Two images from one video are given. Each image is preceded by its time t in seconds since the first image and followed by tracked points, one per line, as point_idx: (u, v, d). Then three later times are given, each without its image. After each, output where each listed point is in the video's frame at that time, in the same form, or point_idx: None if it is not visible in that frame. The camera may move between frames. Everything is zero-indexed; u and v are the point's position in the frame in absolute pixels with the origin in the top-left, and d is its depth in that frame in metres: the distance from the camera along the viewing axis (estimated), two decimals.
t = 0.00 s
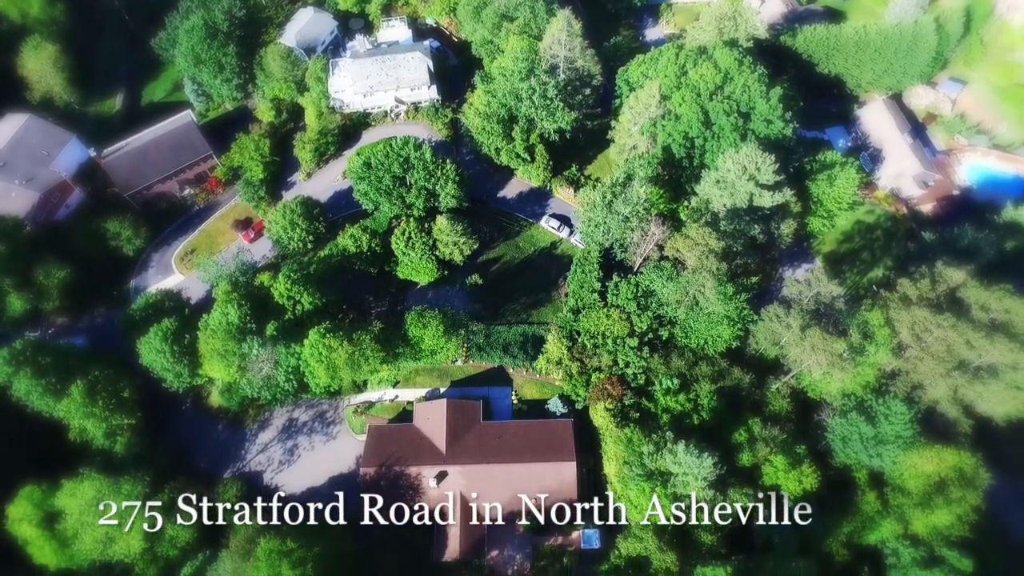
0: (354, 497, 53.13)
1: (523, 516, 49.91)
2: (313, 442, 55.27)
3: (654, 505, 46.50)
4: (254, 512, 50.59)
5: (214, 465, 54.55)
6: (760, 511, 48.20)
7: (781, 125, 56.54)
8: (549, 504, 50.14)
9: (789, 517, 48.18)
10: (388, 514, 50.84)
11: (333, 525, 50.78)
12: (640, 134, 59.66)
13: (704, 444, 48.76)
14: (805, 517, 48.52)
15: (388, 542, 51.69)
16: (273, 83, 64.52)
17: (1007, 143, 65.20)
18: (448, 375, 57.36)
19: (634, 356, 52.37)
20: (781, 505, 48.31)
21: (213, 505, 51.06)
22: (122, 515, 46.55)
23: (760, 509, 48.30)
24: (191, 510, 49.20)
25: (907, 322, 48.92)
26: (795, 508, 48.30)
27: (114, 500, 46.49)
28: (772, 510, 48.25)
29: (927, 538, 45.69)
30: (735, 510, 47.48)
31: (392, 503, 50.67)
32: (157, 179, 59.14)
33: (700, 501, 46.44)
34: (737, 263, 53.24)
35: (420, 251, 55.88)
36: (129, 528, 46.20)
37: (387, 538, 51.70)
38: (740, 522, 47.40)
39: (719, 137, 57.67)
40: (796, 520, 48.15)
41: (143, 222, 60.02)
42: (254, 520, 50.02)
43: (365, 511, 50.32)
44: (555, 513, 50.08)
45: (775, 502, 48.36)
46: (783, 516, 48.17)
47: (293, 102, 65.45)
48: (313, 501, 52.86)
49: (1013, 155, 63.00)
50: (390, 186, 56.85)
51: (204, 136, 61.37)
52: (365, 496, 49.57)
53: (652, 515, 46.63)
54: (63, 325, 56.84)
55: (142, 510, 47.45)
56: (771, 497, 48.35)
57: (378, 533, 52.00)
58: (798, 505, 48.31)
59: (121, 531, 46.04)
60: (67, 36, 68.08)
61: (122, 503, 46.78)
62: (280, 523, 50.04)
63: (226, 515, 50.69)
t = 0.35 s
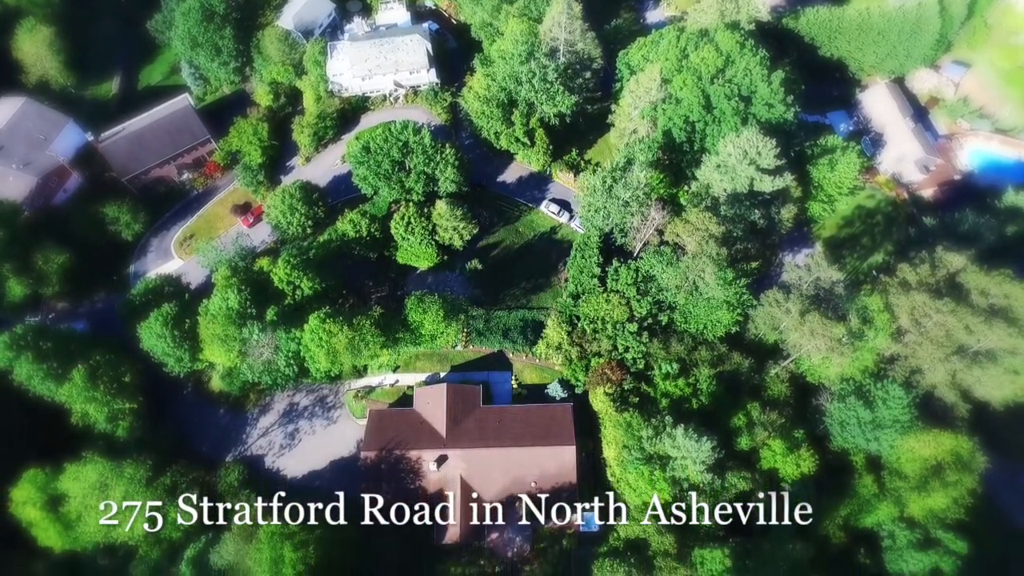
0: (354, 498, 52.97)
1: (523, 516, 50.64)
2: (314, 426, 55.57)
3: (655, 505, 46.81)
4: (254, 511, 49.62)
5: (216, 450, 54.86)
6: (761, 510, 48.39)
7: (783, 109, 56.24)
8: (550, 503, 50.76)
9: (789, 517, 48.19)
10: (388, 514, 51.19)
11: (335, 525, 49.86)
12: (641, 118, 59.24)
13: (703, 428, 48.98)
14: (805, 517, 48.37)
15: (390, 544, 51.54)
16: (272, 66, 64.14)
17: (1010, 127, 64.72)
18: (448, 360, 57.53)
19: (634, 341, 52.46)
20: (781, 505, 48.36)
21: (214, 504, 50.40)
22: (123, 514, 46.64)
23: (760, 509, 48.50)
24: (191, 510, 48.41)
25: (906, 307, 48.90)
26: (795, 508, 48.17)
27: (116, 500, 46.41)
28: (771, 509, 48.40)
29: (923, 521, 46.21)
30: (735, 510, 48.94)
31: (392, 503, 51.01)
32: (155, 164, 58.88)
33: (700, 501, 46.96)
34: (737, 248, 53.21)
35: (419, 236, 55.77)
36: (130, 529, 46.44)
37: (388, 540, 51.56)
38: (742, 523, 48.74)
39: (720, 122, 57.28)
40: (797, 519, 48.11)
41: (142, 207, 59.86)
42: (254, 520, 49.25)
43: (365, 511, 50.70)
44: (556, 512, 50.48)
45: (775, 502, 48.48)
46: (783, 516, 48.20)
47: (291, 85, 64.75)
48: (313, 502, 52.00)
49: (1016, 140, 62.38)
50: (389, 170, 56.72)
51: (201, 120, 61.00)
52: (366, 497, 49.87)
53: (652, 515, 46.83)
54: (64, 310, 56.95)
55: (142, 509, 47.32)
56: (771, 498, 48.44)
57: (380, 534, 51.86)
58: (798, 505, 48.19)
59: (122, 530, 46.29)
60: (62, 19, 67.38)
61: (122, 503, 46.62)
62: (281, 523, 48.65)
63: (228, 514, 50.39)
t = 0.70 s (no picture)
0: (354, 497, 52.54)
1: (523, 516, 51.59)
2: (314, 412, 55.84)
3: (654, 506, 46.75)
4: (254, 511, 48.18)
5: (217, 436, 55.18)
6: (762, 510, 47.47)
7: (784, 95, 55.87)
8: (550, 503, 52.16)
9: (789, 517, 47.51)
10: (388, 514, 51.70)
11: (334, 525, 49.33)
12: (642, 104, 58.92)
13: (702, 414, 49.28)
14: (805, 517, 47.79)
15: (390, 545, 51.54)
16: (269, 52, 63.50)
17: (1012, 113, 64.38)
18: (448, 346, 57.68)
19: (634, 327, 52.55)
20: (781, 505, 47.59)
21: (215, 504, 49.36)
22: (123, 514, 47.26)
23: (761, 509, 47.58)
24: (191, 511, 47.92)
25: (905, 294, 48.90)
26: (795, 508, 47.55)
27: (115, 501, 46.77)
28: (772, 509, 47.57)
29: (919, 506, 46.68)
30: (734, 509, 48.05)
31: (393, 503, 52.07)
32: (154, 150, 58.63)
33: (700, 502, 47.10)
34: (737, 235, 53.16)
35: (419, 222, 55.66)
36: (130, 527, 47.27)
37: (388, 541, 51.64)
38: (743, 522, 47.44)
39: (721, 107, 56.93)
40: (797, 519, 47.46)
41: (140, 193, 59.63)
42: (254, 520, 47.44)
43: (366, 511, 50.80)
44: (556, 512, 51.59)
45: (776, 502, 47.56)
46: (783, 516, 47.54)
47: (289, 71, 64.20)
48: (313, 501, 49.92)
49: (1018, 125, 62.41)
50: (389, 156, 56.51)
51: (199, 106, 60.66)
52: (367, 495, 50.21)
53: (652, 515, 46.79)
54: (64, 297, 57.04)
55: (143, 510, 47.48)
56: (771, 498, 47.46)
57: (380, 533, 51.83)
58: (798, 505, 47.58)
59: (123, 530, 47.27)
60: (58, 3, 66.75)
61: (122, 504, 46.95)
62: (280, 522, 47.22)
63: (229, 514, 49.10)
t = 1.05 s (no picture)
0: (354, 497, 51.38)
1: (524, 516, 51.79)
2: (315, 399, 56.06)
3: (655, 506, 46.35)
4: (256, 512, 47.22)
5: (218, 422, 55.44)
6: (762, 510, 47.80)
7: (786, 80, 55.48)
8: (550, 504, 52.45)
9: (789, 517, 47.64)
10: (388, 514, 51.82)
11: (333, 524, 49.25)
12: (642, 89, 58.58)
13: (701, 400, 49.57)
14: (805, 517, 48.14)
15: (389, 546, 51.57)
16: (267, 36, 63.09)
17: (1015, 100, 63.59)
18: (448, 333, 57.77)
19: (634, 314, 52.62)
20: (782, 505, 47.76)
21: (215, 504, 48.57)
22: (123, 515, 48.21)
23: (760, 509, 47.93)
24: (190, 511, 47.95)
25: (905, 281, 48.87)
26: (796, 508, 47.82)
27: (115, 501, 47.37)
28: (772, 509, 47.84)
29: (916, 491, 47.07)
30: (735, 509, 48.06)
31: (393, 503, 52.48)
32: (152, 136, 58.36)
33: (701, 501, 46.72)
34: (738, 221, 53.12)
35: (419, 209, 55.55)
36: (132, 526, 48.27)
37: (388, 541, 51.69)
38: (743, 521, 47.38)
39: (722, 93, 56.55)
40: (797, 519, 47.55)
41: (139, 179, 59.39)
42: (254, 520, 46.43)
43: (366, 510, 50.79)
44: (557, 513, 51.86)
45: (776, 502, 47.79)
46: (783, 516, 47.69)
47: (287, 55, 63.71)
48: (313, 501, 48.28)
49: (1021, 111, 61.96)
50: (388, 143, 56.26)
51: (197, 92, 60.29)
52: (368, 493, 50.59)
53: (652, 516, 46.55)
54: (64, 283, 57.13)
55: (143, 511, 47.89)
56: (772, 498, 47.75)
57: (380, 533, 51.86)
58: (798, 505, 47.89)
59: (123, 530, 48.10)
60: None
61: (122, 505, 47.55)
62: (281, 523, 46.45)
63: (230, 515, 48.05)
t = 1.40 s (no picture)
0: (354, 497, 51.22)
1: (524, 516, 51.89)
2: (315, 383, 56.30)
3: (655, 505, 45.98)
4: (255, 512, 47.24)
5: (219, 407, 55.71)
6: (762, 510, 47.76)
7: (788, 63, 55.02)
8: (551, 504, 52.35)
9: (789, 517, 48.03)
10: (389, 514, 52.03)
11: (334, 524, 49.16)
12: (643, 73, 58.12)
13: (700, 385, 49.84)
14: (805, 516, 48.54)
15: (388, 547, 51.64)
16: (264, 20, 62.58)
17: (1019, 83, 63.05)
18: (448, 317, 57.87)
19: (634, 299, 52.64)
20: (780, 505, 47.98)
21: (215, 504, 48.29)
22: (124, 514, 49.02)
23: (761, 509, 47.86)
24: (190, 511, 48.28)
25: (905, 266, 48.78)
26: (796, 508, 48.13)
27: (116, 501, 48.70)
28: (771, 509, 47.95)
29: (913, 474, 47.49)
30: (736, 509, 47.59)
31: (393, 503, 52.64)
32: (149, 120, 58.00)
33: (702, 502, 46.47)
34: (738, 206, 53.02)
35: (419, 194, 55.37)
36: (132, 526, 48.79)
37: (387, 541, 51.87)
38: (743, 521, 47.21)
39: (723, 76, 56.09)
40: (797, 519, 47.99)
41: (137, 164, 59.13)
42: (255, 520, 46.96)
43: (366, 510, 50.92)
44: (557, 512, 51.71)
45: (775, 502, 47.92)
46: (783, 516, 48.07)
47: (285, 39, 63.10)
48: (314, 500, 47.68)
49: None
50: (387, 127, 55.93)
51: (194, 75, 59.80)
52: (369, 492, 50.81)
53: (652, 515, 46.07)
54: (64, 269, 57.18)
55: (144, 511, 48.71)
56: (772, 498, 47.86)
57: (379, 533, 52.01)
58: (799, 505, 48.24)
59: (125, 530, 48.66)
60: None
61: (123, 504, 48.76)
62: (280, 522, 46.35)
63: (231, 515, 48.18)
